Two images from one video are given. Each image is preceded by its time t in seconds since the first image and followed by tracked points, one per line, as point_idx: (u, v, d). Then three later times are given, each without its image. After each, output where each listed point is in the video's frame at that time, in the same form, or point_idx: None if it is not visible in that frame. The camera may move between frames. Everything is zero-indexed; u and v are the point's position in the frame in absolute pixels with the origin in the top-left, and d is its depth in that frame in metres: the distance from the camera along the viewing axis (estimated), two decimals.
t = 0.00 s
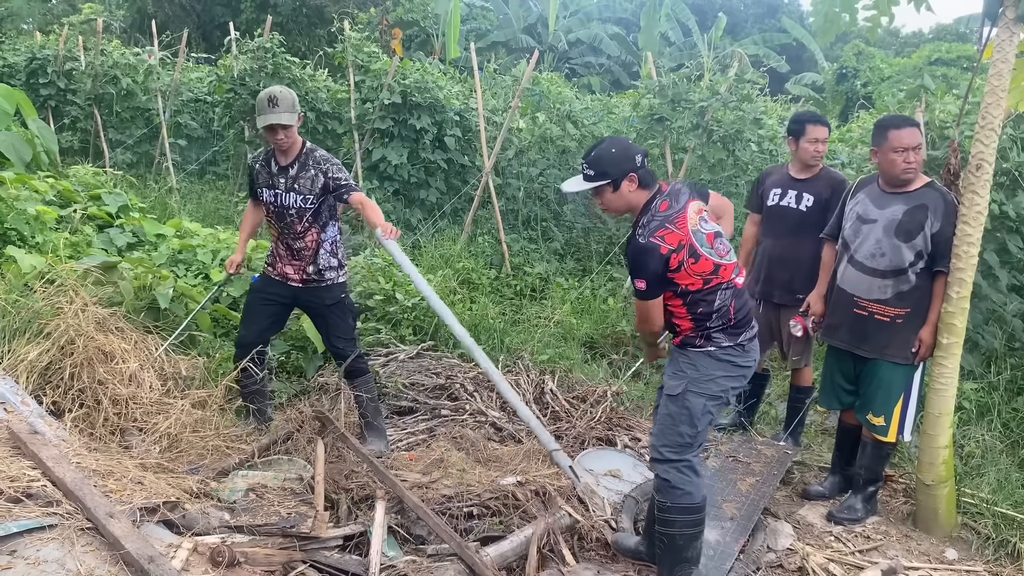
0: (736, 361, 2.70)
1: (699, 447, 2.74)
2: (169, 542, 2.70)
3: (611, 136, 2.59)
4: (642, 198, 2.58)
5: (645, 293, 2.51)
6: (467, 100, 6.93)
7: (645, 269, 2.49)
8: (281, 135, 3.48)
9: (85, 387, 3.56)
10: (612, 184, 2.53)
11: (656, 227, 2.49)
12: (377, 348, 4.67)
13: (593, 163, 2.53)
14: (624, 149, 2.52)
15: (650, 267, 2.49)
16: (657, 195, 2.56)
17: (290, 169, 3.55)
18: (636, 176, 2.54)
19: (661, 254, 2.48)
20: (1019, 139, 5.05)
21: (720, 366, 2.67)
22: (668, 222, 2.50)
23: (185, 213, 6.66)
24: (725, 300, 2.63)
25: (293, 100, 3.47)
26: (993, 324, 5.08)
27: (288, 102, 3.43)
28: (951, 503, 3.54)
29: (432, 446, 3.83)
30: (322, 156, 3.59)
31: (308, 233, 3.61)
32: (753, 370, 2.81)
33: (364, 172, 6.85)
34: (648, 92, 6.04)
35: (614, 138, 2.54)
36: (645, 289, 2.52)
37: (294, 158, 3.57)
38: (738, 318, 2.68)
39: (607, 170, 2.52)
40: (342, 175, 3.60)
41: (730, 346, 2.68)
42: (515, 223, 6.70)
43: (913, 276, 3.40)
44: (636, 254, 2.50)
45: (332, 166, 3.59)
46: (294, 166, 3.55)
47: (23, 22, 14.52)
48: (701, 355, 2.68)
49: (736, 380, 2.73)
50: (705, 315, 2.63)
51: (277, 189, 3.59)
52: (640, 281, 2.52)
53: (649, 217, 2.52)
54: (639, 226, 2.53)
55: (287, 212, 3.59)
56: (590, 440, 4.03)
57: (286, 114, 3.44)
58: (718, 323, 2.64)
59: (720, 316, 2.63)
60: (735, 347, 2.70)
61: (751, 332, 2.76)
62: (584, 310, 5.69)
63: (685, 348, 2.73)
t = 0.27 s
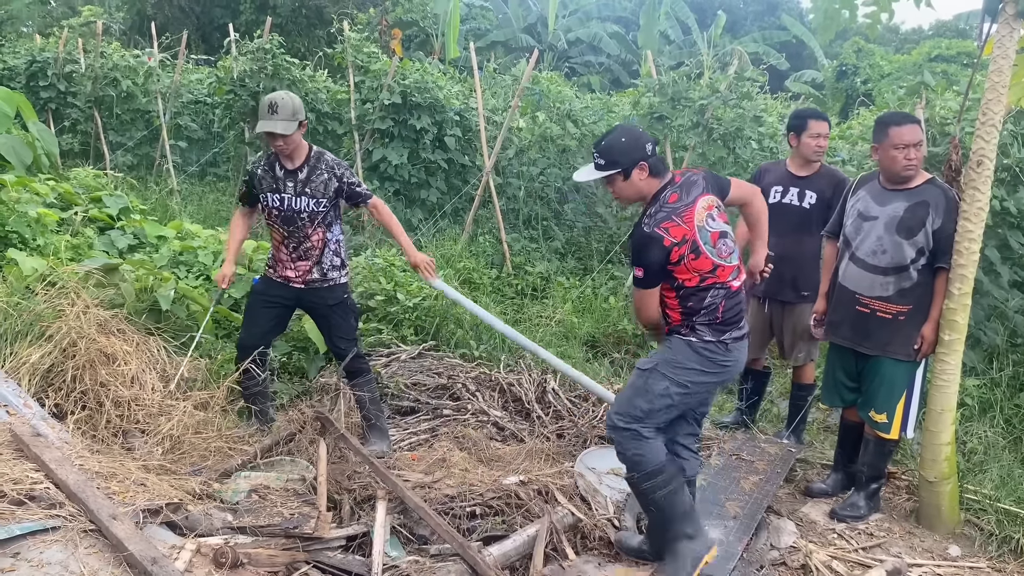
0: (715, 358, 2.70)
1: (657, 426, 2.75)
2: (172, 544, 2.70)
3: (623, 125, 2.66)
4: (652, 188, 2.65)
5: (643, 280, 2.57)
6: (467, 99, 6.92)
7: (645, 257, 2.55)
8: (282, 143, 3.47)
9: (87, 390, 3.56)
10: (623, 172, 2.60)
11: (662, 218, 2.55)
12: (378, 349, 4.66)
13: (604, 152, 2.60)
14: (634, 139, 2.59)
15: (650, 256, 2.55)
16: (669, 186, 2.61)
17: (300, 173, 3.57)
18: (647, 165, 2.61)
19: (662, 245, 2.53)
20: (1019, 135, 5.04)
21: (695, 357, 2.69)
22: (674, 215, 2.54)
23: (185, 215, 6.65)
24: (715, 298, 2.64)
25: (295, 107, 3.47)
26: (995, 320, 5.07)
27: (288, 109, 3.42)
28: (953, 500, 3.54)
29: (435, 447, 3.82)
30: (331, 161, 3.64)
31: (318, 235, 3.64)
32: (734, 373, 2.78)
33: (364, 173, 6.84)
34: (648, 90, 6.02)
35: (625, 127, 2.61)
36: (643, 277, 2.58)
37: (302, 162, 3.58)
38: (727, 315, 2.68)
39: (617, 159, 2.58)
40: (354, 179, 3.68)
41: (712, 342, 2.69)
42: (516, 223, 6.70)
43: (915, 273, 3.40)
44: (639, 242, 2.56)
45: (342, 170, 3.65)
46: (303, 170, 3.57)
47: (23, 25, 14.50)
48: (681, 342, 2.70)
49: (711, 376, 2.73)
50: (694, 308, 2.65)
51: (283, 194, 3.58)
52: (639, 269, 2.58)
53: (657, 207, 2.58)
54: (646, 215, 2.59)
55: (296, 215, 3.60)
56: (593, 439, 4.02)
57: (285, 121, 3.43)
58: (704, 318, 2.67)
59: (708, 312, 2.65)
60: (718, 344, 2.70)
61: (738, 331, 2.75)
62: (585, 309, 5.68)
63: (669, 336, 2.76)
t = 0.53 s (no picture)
0: (700, 349, 2.76)
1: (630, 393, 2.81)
2: (179, 545, 2.70)
3: (629, 111, 2.66)
4: (660, 174, 2.64)
5: (663, 260, 2.53)
6: (468, 98, 6.92)
7: (664, 237, 2.54)
8: (282, 180, 3.41)
9: (92, 392, 3.57)
10: (632, 158, 2.58)
11: (677, 201, 2.57)
12: (382, 348, 4.65)
13: (610, 140, 2.59)
14: (640, 124, 2.58)
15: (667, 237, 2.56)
16: (680, 171, 2.62)
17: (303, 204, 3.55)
18: (655, 149, 2.61)
19: (679, 227, 2.55)
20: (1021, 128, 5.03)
21: (680, 343, 2.74)
22: (688, 199, 2.57)
23: (188, 216, 6.65)
24: (708, 291, 2.70)
25: (291, 142, 3.38)
26: (999, 314, 5.06)
27: (284, 148, 3.34)
28: (959, 494, 3.54)
29: (439, 446, 3.83)
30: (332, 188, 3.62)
31: (331, 259, 3.67)
32: (717, 366, 2.84)
33: (366, 173, 6.84)
34: (649, 87, 6.02)
35: (630, 114, 2.60)
36: (664, 257, 2.54)
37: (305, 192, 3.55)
38: (717, 309, 2.74)
39: (624, 146, 2.58)
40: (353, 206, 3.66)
41: (699, 331, 2.74)
42: (518, 221, 6.70)
43: (918, 267, 3.40)
44: (654, 224, 2.55)
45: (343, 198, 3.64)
46: (308, 199, 3.55)
47: (23, 28, 14.50)
48: (669, 326, 2.75)
49: (695, 364, 2.79)
50: (685, 299, 2.72)
51: (291, 223, 3.56)
52: (657, 249, 2.55)
53: (671, 190, 2.59)
54: (660, 197, 2.60)
55: (307, 242, 3.60)
56: (597, 437, 4.02)
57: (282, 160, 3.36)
58: (693, 309, 2.73)
59: (698, 304, 2.72)
60: (705, 335, 2.75)
61: (726, 326, 2.79)
62: (588, 306, 5.68)
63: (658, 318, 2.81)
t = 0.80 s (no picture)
0: (693, 352, 2.75)
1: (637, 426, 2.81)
2: (188, 545, 2.71)
3: (620, 104, 2.63)
4: (657, 168, 2.61)
5: (674, 254, 2.50)
6: (470, 96, 6.91)
7: (671, 231, 2.51)
8: (270, 228, 3.34)
9: (99, 394, 3.59)
10: (625, 153, 2.56)
11: (682, 195, 2.55)
12: (387, 347, 4.65)
13: (604, 134, 2.56)
14: (633, 117, 2.56)
15: (673, 231, 2.52)
16: (679, 165, 2.61)
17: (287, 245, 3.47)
18: (650, 144, 2.58)
19: (685, 221, 2.53)
20: None
21: (674, 354, 2.73)
22: (691, 192, 2.57)
23: (192, 218, 6.66)
24: (696, 292, 2.68)
25: (279, 191, 3.30)
26: (1005, 305, 5.04)
27: (272, 199, 3.27)
28: (967, 486, 3.54)
29: (446, 444, 3.83)
30: (319, 234, 3.47)
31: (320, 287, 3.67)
32: (710, 363, 2.83)
33: (370, 172, 6.85)
34: (652, 82, 6.02)
35: (623, 107, 2.58)
36: (673, 251, 2.51)
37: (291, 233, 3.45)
38: (704, 309, 2.72)
39: (618, 140, 2.55)
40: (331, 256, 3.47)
41: (688, 337, 2.73)
42: (522, 218, 6.68)
43: (923, 259, 3.39)
44: (662, 217, 2.51)
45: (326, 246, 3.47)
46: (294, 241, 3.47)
47: (25, 31, 14.52)
48: (660, 340, 2.73)
49: (690, 369, 2.78)
50: (675, 299, 2.68)
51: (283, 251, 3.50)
52: (665, 244, 2.51)
53: (674, 183, 2.57)
54: (663, 190, 2.56)
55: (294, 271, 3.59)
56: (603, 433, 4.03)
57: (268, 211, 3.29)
58: (683, 312, 2.70)
59: (687, 305, 2.69)
60: (695, 338, 2.74)
61: (713, 325, 2.79)
62: (594, 303, 5.68)
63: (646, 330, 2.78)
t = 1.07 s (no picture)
0: (681, 348, 2.76)
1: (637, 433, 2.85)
2: (200, 545, 2.71)
3: (595, 104, 2.60)
4: (640, 165, 2.58)
5: (676, 253, 2.47)
6: (475, 92, 6.89)
7: (669, 229, 2.48)
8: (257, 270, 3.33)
9: (110, 396, 3.60)
10: (603, 155, 2.54)
11: (673, 192, 2.52)
12: (396, 344, 4.64)
13: (580, 136, 2.54)
14: (608, 117, 2.53)
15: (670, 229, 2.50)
16: (661, 162, 2.59)
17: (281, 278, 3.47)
18: (627, 143, 2.55)
19: (679, 219, 2.51)
20: None
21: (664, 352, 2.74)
22: (679, 189, 2.55)
23: (200, 218, 6.67)
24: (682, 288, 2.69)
25: (267, 234, 3.27)
26: (1017, 293, 5.01)
27: (260, 241, 3.25)
28: (979, 477, 3.54)
29: (456, 441, 3.83)
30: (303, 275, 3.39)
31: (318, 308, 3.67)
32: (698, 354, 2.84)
33: (376, 170, 6.85)
34: (657, 75, 5.83)
35: (597, 107, 2.55)
36: (675, 250, 2.48)
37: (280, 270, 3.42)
38: (688, 305, 2.73)
39: (594, 141, 2.53)
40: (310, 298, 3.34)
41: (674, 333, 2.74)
42: (528, 213, 6.65)
43: (933, 249, 3.37)
44: (659, 217, 2.48)
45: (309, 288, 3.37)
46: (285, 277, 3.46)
47: (31, 35, 14.56)
48: (648, 340, 2.74)
49: (680, 364, 2.78)
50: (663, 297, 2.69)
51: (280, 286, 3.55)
52: (667, 244, 2.47)
53: (661, 180, 2.54)
54: (653, 189, 2.52)
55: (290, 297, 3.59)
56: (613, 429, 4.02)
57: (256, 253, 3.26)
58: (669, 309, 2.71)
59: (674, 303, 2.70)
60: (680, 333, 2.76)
61: (697, 318, 2.79)
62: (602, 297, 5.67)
63: (633, 331, 2.79)
